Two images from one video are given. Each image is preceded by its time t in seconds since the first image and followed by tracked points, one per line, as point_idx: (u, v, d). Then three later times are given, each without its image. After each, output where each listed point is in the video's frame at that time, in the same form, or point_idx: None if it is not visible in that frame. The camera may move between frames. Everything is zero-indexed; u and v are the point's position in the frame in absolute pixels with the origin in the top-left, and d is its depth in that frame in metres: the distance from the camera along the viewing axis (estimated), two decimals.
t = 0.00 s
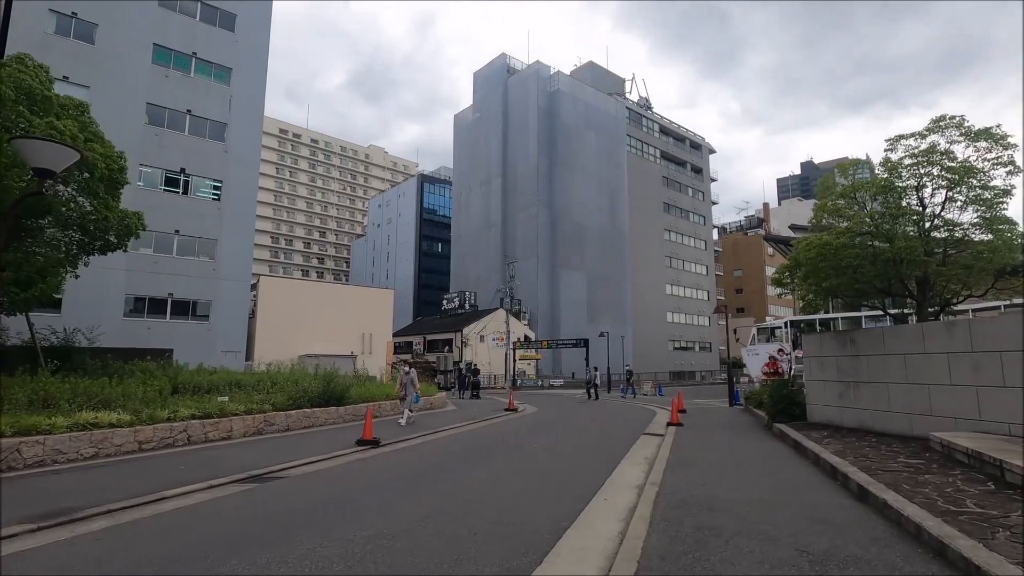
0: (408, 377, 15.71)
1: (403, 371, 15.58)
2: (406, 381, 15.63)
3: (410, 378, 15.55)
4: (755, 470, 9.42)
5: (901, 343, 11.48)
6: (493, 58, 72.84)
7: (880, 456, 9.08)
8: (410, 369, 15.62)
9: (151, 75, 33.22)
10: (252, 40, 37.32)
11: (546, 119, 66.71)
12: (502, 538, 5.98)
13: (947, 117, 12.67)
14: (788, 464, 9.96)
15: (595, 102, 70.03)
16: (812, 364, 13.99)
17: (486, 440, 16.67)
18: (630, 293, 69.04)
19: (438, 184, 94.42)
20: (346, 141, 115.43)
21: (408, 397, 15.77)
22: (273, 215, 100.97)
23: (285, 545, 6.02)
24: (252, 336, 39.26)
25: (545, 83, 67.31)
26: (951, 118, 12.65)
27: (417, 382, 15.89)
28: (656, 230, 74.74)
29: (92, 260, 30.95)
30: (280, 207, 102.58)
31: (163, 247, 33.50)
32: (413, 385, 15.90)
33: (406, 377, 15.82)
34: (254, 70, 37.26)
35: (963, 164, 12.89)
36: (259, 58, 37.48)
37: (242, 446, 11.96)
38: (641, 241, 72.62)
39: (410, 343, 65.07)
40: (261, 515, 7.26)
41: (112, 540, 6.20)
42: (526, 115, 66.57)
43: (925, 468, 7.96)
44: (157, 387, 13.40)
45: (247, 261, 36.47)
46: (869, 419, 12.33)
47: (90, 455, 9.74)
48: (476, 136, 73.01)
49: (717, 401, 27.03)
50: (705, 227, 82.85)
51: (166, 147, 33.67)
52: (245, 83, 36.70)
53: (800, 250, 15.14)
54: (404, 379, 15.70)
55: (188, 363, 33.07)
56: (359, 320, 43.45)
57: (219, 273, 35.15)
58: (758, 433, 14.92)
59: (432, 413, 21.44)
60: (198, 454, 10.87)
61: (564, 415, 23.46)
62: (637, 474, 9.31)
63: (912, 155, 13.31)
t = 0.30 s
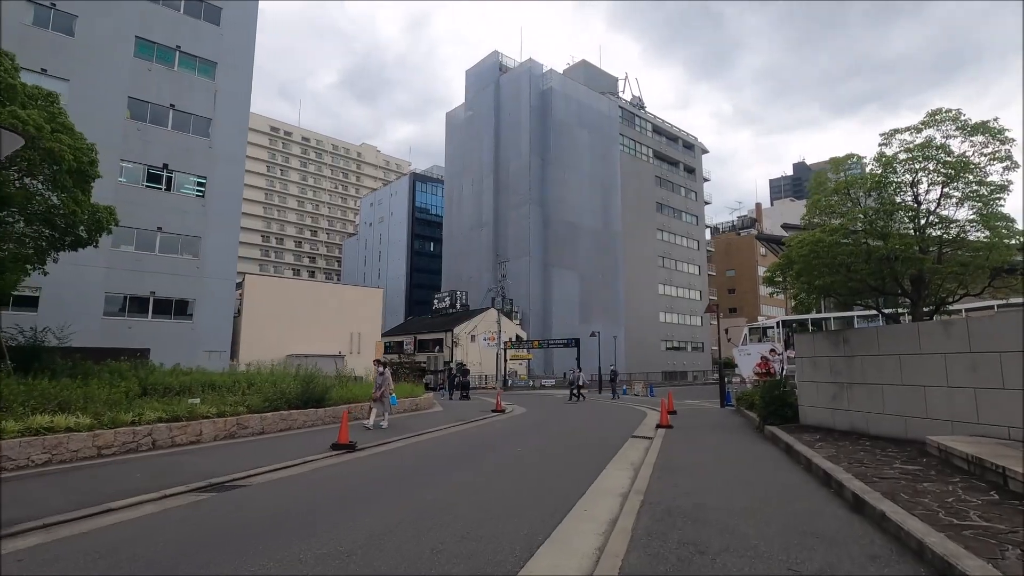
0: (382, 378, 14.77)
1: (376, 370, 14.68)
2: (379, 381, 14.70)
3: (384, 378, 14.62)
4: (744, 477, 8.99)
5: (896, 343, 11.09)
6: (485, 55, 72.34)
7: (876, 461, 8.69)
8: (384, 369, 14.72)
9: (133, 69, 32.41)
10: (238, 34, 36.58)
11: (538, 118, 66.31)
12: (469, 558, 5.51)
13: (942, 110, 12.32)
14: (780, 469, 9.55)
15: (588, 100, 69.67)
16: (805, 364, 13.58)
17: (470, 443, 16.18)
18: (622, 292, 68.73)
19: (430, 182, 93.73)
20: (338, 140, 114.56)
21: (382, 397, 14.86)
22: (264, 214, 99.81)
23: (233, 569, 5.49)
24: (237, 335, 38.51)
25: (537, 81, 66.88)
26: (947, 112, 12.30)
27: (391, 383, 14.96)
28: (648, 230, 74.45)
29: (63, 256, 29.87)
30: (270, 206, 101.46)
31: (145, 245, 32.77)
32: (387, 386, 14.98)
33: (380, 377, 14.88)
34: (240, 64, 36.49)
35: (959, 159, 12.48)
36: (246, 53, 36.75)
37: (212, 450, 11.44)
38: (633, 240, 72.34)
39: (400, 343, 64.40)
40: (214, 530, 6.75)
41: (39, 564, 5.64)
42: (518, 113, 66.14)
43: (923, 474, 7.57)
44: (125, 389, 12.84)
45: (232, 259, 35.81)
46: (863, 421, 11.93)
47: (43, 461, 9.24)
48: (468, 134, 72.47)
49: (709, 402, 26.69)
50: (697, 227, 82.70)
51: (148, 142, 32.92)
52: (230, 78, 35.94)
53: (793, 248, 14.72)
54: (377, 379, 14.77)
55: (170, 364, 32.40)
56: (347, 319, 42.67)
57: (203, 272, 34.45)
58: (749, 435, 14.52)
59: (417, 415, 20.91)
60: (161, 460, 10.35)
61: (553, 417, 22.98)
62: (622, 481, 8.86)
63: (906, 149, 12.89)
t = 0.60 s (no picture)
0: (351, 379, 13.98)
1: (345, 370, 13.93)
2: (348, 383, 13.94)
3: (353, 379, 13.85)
4: (734, 480, 8.56)
5: (891, 341, 10.70)
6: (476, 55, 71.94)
7: (871, 463, 8.29)
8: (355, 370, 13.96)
9: (113, 63, 31.55)
10: (222, 28, 35.85)
11: (529, 117, 65.93)
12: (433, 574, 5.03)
13: (936, 102, 11.99)
14: (772, 473, 9.14)
15: (579, 100, 69.40)
16: (796, 363, 13.20)
17: (455, 444, 15.70)
18: (614, 293, 68.44)
19: (421, 183, 93.05)
20: (328, 140, 113.67)
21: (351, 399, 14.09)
22: (253, 214, 98.68)
23: None
24: (220, 337, 37.77)
25: (528, 81, 66.51)
26: (941, 103, 11.97)
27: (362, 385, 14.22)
28: (640, 230, 74.24)
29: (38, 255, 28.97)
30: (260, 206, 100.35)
31: (125, 243, 32.00)
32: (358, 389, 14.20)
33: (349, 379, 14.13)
34: (224, 60, 35.75)
35: (954, 153, 12.12)
36: (230, 49, 35.99)
37: (176, 455, 10.88)
38: (625, 240, 72.09)
39: (390, 344, 63.72)
40: (159, 539, 6.21)
41: None
42: (509, 113, 65.73)
43: (922, 477, 7.15)
44: (87, 391, 12.23)
45: (216, 258, 35.06)
46: (858, 421, 11.54)
47: None
48: (458, 134, 71.98)
49: (700, 402, 26.37)
50: (688, 228, 82.64)
51: (129, 139, 32.15)
52: (214, 74, 35.20)
53: (784, 243, 14.34)
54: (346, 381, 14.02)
55: (150, 365, 31.67)
56: (334, 319, 41.94)
57: (184, 271, 33.73)
58: (740, 437, 14.09)
59: (402, 416, 20.38)
60: (120, 465, 9.79)
61: (542, 418, 22.51)
62: (605, 486, 8.41)
63: (901, 141, 12.46)
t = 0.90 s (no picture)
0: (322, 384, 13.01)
1: (316, 374, 12.99)
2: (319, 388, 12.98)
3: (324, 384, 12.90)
4: (727, 493, 8.10)
5: (891, 344, 10.29)
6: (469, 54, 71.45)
7: (872, 474, 7.85)
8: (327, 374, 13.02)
9: (94, 58, 30.91)
10: (208, 24, 35.23)
11: (522, 117, 65.49)
12: None
13: (935, 96, 11.60)
14: (766, 483, 8.69)
15: (572, 100, 69.03)
16: (791, 367, 12.79)
17: (440, 449, 15.16)
18: (607, 294, 68.08)
19: (414, 183, 92.37)
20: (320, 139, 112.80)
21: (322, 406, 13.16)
22: (244, 214, 97.60)
23: None
24: (205, 339, 37.06)
25: (521, 81, 66.07)
26: (940, 98, 11.58)
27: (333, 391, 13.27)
28: (633, 231, 73.91)
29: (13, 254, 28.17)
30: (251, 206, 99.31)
31: (107, 243, 31.23)
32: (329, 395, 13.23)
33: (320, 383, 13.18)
34: (210, 56, 35.11)
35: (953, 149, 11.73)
36: (216, 45, 35.38)
37: (140, 465, 10.30)
38: (618, 241, 71.73)
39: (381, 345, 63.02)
40: (97, 559, 5.67)
41: None
42: (502, 113, 65.26)
43: (927, 490, 6.72)
44: (49, 397, 11.62)
45: (201, 258, 34.34)
46: (855, 427, 11.11)
47: None
48: (451, 134, 71.46)
49: (692, 405, 25.96)
50: (682, 229, 82.43)
51: (111, 136, 31.37)
52: (199, 70, 34.50)
53: (779, 242, 13.91)
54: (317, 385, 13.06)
55: (132, 368, 30.95)
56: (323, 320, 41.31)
57: (168, 270, 33.00)
58: (733, 442, 13.66)
59: (388, 419, 19.81)
60: (77, 476, 9.23)
61: (531, 421, 21.98)
62: (591, 499, 7.94)
63: (898, 136, 12.02)
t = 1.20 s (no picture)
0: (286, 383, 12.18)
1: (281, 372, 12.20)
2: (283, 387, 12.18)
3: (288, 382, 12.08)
4: (713, 496, 7.70)
5: (883, 341, 9.95)
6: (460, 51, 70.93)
7: (866, 475, 7.45)
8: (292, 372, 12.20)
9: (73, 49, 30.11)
10: (192, 16, 34.48)
11: (513, 115, 65.09)
12: None
13: (930, 85, 11.26)
14: (755, 485, 8.29)
15: (564, 98, 68.69)
16: (781, 364, 12.41)
17: (421, 450, 14.71)
18: (598, 293, 67.78)
19: (406, 181, 91.68)
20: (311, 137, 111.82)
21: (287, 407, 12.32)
22: (234, 212, 96.39)
23: None
24: (188, 337, 36.29)
25: (513, 78, 65.66)
26: (935, 87, 11.24)
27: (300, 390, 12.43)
28: (625, 231, 73.64)
29: None
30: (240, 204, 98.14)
31: (86, 238, 30.48)
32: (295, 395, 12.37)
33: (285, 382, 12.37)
34: (194, 48, 34.32)
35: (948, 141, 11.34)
36: (200, 37, 34.62)
37: (97, 467, 9.77)
38: (610, 240, 71.37)
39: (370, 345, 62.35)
40: (28, 569, 5.19)
41: None
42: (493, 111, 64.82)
43: (924, 493, 6.32)
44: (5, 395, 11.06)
45: (183, 255, 33.63)
46: (848, 427, 10.74)
47: None
48: (442, 132, 70.91)
49: (682, 405, 25.62)
50: (673, 229, 82.25)
51: (90, 129, 30.59)
52: (183, 63, 33.75)
53: (770, 237, 13.53)
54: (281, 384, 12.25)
55: (111, 367, 30.25)
56: (310, 319, 40.65)
57: (150, 267, 32.28)
58: (722, 442, 13.27)
59: (370, 419, 19.32)
60: (25, 479, 8.69)
61: (517, 421, 21.55)
62: (570, 502, 7.50)
63: (892, 126, 11.65)
